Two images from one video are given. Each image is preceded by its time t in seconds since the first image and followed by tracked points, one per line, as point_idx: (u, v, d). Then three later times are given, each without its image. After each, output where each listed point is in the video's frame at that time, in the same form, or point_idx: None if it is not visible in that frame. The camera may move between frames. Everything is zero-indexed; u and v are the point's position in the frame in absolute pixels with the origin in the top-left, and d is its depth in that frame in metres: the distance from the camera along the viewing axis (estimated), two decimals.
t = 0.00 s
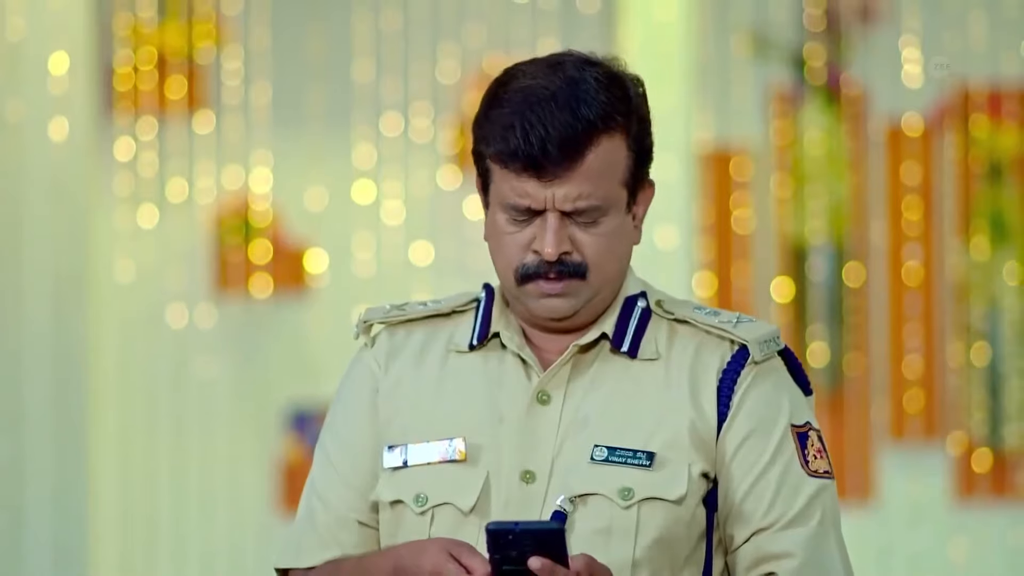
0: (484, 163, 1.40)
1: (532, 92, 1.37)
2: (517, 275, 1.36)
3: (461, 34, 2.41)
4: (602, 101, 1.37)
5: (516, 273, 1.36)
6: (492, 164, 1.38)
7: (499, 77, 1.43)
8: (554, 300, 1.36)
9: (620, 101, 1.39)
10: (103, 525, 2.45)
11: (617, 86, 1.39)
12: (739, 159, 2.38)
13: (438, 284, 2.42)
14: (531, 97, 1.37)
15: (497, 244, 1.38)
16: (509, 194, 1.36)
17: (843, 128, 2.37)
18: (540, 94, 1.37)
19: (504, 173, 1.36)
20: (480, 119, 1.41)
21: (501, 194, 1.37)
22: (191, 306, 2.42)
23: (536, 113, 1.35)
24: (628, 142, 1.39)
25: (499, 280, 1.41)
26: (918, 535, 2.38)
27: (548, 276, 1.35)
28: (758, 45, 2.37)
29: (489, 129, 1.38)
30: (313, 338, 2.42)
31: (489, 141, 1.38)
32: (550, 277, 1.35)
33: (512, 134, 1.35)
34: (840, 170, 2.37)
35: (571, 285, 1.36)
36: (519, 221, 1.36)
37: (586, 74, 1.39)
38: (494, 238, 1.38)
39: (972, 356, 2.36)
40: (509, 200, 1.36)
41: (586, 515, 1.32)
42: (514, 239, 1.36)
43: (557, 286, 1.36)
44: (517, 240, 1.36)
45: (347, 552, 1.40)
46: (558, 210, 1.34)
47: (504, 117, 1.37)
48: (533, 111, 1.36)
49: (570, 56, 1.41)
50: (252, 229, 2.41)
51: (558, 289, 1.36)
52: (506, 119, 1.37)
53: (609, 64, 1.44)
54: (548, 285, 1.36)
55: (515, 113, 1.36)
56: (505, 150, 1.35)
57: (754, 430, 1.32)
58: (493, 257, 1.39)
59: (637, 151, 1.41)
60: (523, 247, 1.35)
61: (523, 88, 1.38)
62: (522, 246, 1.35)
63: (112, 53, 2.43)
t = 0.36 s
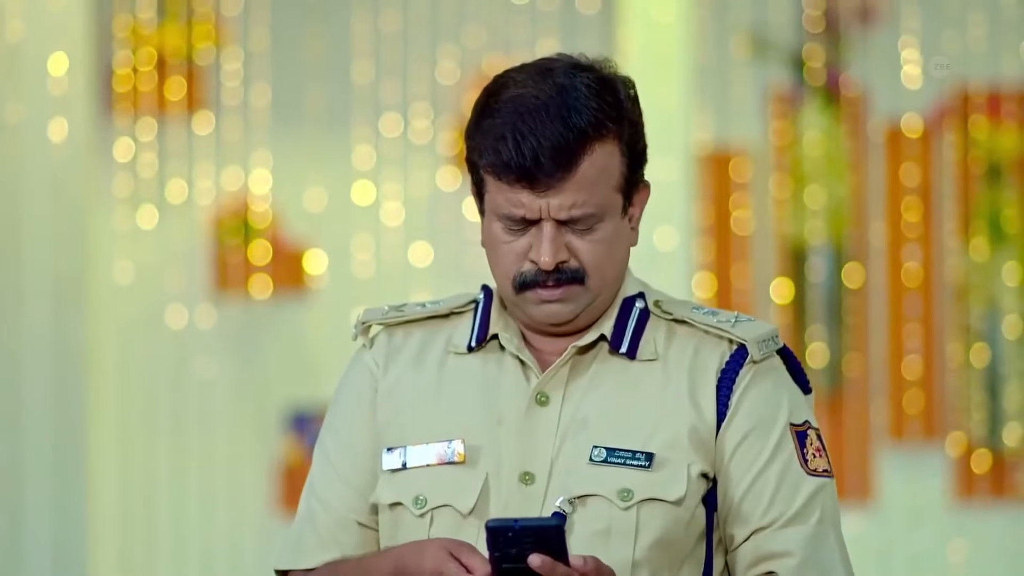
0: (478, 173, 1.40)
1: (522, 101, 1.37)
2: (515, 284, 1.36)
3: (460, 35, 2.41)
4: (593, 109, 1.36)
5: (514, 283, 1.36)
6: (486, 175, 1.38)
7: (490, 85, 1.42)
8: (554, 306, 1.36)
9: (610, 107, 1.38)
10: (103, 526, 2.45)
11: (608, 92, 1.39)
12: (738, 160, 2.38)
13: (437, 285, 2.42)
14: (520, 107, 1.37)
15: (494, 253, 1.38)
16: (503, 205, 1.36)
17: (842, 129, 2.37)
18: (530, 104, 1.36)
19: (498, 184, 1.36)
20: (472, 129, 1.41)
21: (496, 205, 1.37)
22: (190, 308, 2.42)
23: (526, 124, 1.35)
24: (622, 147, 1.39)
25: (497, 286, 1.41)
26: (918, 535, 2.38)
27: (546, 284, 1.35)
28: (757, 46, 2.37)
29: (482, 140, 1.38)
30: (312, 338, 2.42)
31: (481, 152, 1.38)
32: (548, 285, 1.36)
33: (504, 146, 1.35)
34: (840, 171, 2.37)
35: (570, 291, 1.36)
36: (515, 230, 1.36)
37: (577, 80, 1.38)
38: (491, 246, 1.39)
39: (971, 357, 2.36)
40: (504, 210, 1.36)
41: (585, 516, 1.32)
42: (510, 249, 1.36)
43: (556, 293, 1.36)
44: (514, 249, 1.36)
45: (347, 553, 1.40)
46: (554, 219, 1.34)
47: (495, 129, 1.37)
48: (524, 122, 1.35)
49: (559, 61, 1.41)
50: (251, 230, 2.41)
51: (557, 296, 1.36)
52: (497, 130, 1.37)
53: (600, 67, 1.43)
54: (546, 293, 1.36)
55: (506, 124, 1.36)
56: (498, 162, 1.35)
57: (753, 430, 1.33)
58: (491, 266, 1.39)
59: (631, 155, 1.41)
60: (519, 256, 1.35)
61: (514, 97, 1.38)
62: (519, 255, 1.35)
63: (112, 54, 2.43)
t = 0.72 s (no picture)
0: (473, 174, 1.40)
1: (517, 103, 1.37)
2: (509, 286, 1.36)
3: (457, 35, 2.41)
4: (588, 111, 1.36)
5: (508, 284, 1.36)
6: (481, 177, 1.38)
7: (486, 86, 1.42)
8: (548, 308, 1.36)
9: (606, 110, 1.38)
10: (100, 526, 2.45)
11: (604, 94, 1.39)
12: (735, 160, 2.38)
13: (434, 286, 2.42)
14: (516, 109, 1.37)
15: (489, 255, 1.38)
16: (498, 207, 1.36)
17: (839, 130, 2.37)
18: (526, 106, 1.36)
19: (493, 186, 1.36)
20: (468, 130, 1.41)
21: (490, 206, 1.37)
22: (187, 308, 2.42)
23: (522, 126, 1.35)
24: (617, 149, 1.39)
25: (492, 287, 1.41)
26: (915, 535, 2.38)
27: (540, 286, 1.36)
28: (754, 46, 2.37)
29: (477, 142, 1.38)
30: (309, 338, 2.42)
31: (477, 153, 1.38)
32: (543, 287, 1.36)
33: (499, 147, 1.35)
34: (836, 171, 2.37)
35: (564, 293, 1.36)
36: (509, 232, 1.36)
37: (573, 83, 1.38)
38: (485, 248, 1.38)
39: (968, 357, 2.36)
40: (498, 212, 1.36)
41: (583, 517, 1.33)
42: (504, 250, 1.36)
43: (550, 294, 1.36)
44: (508, 250, 1.36)
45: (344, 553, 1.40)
46: (548, 221, 1.34)
47: (490, 130, 1.37)
48: (519, 124, 1.36)
49: (556, 63, 1.41)
50: (248, 231, 2.40)
51: (551, 297, 1.36)
52: (492, 131, 1.36)
53: (597, 69, 1.43)
54: (540, 295, 1.36)
55: (502, 125, 1.36)
56: (493, 164, 1.35)
57: (750, 431, 1.33)
58: (485, 267, 1.39)
59: (627, 158, 1.41)
60: (514, 258, 1.35)
61: (510, 99, 1.38)
62: (513, 256, 1.35)
63: (109, 55, 2.43)
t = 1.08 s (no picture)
0: (481, 169, 1.40)
1: (532, 100, 1.37)
2: (513, 283, 1.36)
3: (454, 35, 2.41)
4: (604, 113, 1.37)
5: (512, 281, 1.36)
6: (491, 172, 1.38)
7: (498, 82, 1.42)
8: (550, 305, 1.36)
9: (619, 112, 1.39)
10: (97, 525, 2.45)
11: (617, 96, 1.39)
12: (732, 160, 2.39)
13: (430, 286, 2.42)
14: (531, 106, 1.37)
15: (492, 251, 1.38)
16: (506, 203, 1.35)
17: (837, 130, 2.37)
18: (541, 103, 1.37)
19: (502, 181, 1.36)
20: (479, 126, 1.41)
21: (498, 202, 1.37)
22: (184, 308, 2.43)
23: (537, 124, 1.35)
24: (627, 151, 1.39)
25: (494, 285, 1.41)
26: (911, 535, 2.38)
27: (544, 284, 1.36)
28: (751, 46, 2.37)
29: (489, 137, 1.38)
30: (306, 338, 2.42)
31: (488, 148, 1.38)
32: (547, 285, 1.36)
33: (513, 143, 1.35)
34: (833, 171, 2.37)
35: (567, 292, 1.36)
36: (517, 228, 1.36)
37: (587, 82, 1.38)
38: (490, 245, 1.38)
39: (965, 357, 2.37)
40: (507, 208, 1.36)
41: (580, 518, 1.33)
42: (510, 247, 1.36)
43: (554, 293, 1.36)
44: (514, 247, 1.36)
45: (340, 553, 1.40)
46: (557, 220, 1.34)
47: (504, 125, 1.37)
48: (534, 121, 1.36)
49: (569, 62, 1.41)
50: (245, 231, 2.41)
51: (554, 295, 1.36)
52: (506, 127, 1.37)
53: (608, 71, 1.43)
54: (544, 292, 1.36)
55: (515, 122, 1.36)
56: (505, 159, 1.35)
57: (747, 432, 1.33)
58: (489, 264, 1.39)
59: (635, 162, 1.41)
60: (519, 255, 1.35)
61: (523, 96, 1.38)
62: (519, 254, 1.35)
63: (106, 56, 2.43)
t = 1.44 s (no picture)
0: (474, 168, 1.40)
1: (523, 98, 1.37)
2: (506, 281, 1.36)
3: (451, 35, 2.41)
4: (594, 109, 1.37)
5: (505, 280, 1.36)
6: (483, 170, 1.38)
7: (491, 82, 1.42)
8: (544, 304, 1.36)
9: (611, 109, 1.38)
10: (94, 525, 2.45)
11: (609, 94, 1.39)
12: (728, 161, 2.39)
13: (427, 286, 2.42)
14: (522, 104, 1.37)
15: (486, 250, 1.38)
16: (499, 201, 1.35)
17: (833, 130, 2.37)
18: (531, 101, 1.37)
19: (494, 179, 1.36)
20: (472, 125, 1.41)
21: (491, 200, 1.37)
22: (181, 309, 2.42)
23: (527, 121, 1.35)
24: (619, 149, 1.39)
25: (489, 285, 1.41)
26: (907, 536, 2.38)
27: (537, 282, 1.35)
28: (747, 46, 2.38)
29: (481, 135, 1.38)
30: (303, 338, 2.42)
31: (480, 146, 1.38)
32: (540, 283, 1.35)
33: (503, 140, 1.35)
34: (829, 171, 2.38)
35: (560, 290, 1.36)
36: (509, 227, 1.36)
37: (579, 80, 1.38)
38: (483, 243, 1.38)
39: (961, 357, 2.37)
40: (499, 206, 1.35)
41: (577, 519, 1.32)
42: (503, 245, 1.36)
43: (547, 290, 1.36)
44: (507, 245, 1.36)
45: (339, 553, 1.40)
46: (549, 217, 1.34)
47: (495, 124, 1.37)
48: (524, 118, 1.36)
49: (561, 61, 1.41)
50: (241, 231, 2.40)
51: (547, 293, 1.36)
52: (497, 125, 1.37)
53: (601, 69, 1.43)
54: (538, 291, 1.36)
55: (506, 120, 1.36)
56: (496, 157, 1.35)
57: (744, 434, 1.33)
58: (482, 263, 1.38)
59: (628, 159, 1.41)
60: (512, 253, 1.35)
61: (515, 94, 1.38)
62: (512, 252, 1.35)
63: (102, 56, 2.43)
